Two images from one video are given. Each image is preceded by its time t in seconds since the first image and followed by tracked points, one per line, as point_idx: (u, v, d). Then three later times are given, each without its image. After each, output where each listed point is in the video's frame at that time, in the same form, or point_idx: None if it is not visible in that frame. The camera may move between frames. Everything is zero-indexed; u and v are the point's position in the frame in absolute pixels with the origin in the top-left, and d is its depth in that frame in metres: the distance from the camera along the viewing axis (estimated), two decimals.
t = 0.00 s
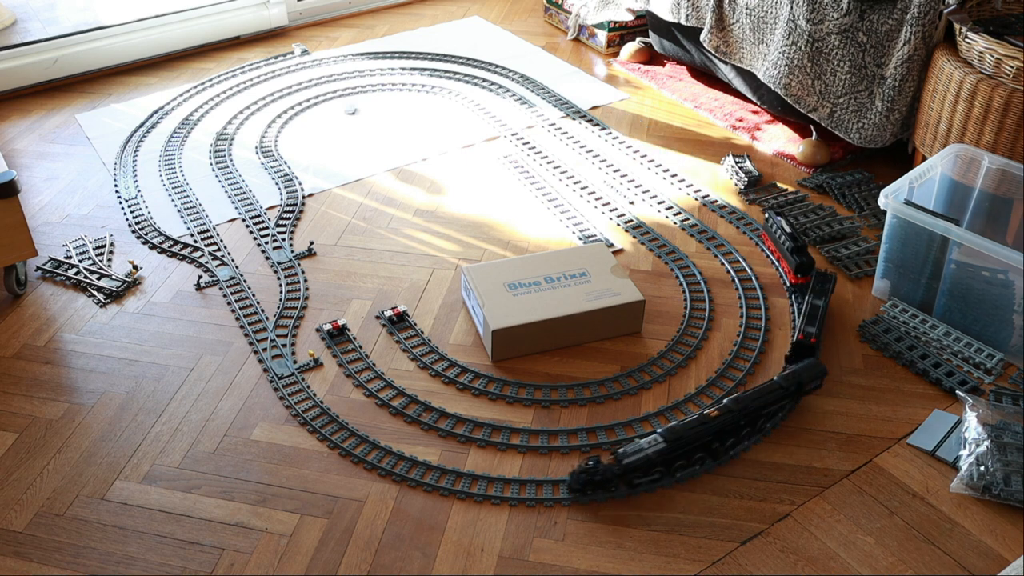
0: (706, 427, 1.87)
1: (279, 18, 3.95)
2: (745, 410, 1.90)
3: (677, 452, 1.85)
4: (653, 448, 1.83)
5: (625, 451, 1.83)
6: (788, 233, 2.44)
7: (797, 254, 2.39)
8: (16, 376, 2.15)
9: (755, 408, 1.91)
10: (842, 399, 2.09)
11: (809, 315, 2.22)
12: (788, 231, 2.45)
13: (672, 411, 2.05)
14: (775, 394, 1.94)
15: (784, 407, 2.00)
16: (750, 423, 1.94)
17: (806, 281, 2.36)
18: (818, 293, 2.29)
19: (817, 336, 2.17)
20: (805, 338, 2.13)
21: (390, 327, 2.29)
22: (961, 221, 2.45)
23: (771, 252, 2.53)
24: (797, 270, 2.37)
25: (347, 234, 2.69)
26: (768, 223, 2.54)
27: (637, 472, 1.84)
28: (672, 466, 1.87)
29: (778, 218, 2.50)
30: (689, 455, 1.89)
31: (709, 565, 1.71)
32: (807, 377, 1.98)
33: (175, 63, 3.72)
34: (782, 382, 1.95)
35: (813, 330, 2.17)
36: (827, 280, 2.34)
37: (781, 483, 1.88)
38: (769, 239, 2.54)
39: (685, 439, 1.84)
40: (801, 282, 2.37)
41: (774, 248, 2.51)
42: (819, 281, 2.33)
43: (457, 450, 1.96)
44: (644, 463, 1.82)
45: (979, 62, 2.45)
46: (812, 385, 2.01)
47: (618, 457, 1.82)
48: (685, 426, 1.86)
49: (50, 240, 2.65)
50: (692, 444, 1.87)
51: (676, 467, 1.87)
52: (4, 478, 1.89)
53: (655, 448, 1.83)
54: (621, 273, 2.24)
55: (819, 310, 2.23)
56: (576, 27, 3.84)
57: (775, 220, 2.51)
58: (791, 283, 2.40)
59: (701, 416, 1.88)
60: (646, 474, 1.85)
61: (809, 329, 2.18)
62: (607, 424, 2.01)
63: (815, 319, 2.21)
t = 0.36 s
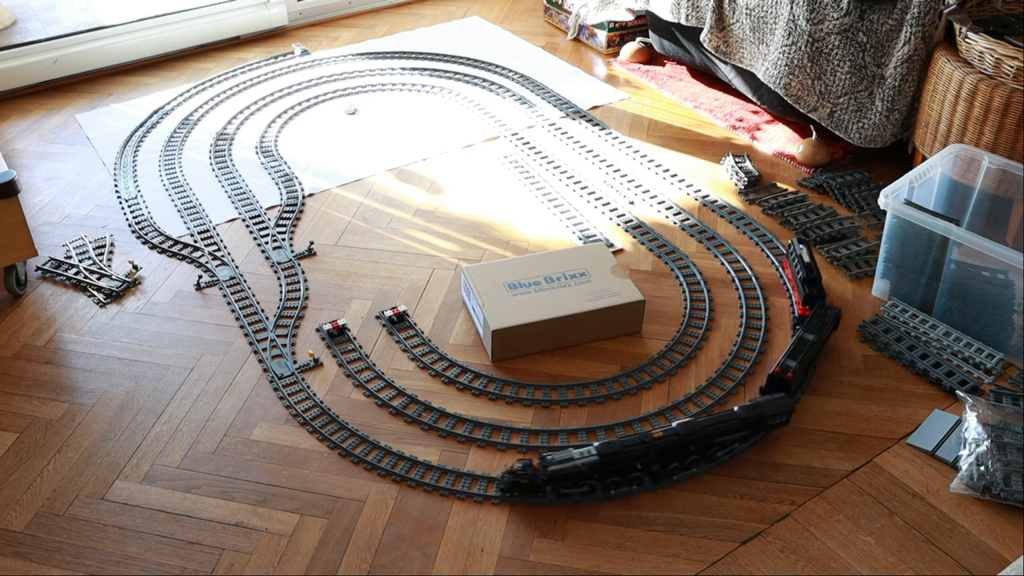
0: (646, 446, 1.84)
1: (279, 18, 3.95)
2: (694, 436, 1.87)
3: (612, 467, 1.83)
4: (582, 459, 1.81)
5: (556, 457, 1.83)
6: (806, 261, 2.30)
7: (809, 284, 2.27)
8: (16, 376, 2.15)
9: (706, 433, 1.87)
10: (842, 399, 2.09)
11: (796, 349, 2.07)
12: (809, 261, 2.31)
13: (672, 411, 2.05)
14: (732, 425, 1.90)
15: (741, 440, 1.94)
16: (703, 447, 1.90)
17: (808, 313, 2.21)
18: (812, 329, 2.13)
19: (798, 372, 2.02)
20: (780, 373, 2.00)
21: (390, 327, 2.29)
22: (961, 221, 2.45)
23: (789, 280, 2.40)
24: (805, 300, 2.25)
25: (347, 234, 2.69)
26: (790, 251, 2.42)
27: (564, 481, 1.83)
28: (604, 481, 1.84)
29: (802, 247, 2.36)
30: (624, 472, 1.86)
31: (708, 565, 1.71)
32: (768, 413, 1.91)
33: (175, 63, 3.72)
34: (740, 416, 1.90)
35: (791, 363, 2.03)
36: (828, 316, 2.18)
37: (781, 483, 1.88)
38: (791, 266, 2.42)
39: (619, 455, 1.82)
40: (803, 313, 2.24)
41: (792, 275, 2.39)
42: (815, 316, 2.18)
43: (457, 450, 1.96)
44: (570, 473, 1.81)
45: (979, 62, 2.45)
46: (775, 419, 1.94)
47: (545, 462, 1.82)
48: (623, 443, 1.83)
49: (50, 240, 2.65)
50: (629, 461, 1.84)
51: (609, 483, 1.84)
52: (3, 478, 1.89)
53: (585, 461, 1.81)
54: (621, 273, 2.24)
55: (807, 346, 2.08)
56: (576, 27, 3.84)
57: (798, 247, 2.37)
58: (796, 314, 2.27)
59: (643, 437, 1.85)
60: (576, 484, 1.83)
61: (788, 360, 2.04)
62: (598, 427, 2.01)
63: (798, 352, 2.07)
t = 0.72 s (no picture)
0: (578, 458, 1.81)
1: (279, 18, 3.95)
2: (632, 455, 1.83)
3: (541, 473, 1.82)
4: (508, 460, 1.81)
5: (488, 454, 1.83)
6: (812, 294, 2.23)
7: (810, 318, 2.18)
8: (16, 376, 2.15)
9: (644, 454, 1.83)
10: (842, 399, 2.09)
11: (768, 383, 1.98)
12: (816, 294, 2.23)
13: (672, 411, 2.05)
14: (674, 451, 1.84)
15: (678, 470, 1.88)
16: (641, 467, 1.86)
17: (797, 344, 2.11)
18: (793, 364, 2.02)
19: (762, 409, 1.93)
20: (739, 404, 1.93)
21: (390, 327, 2.29)
22: (961, 221, 2.45)
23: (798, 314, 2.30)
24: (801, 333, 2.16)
25: (347, 234, 2.69)
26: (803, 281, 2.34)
27: (489, 478, 1.83)
28: (528, 485, 1.84)
29: (815, 280, 2.28)
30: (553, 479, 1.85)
31: (709, 565, 1.71)
32: (714, 443, 1.84)
33: (175, 63, 3.72)
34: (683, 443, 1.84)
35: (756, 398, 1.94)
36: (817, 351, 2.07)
37: (781, 483, 1.88)
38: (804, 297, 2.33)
39: (549, 462, 1.81)
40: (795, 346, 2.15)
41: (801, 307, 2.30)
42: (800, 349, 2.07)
43: (457, 450, 1.96)
44: (493, 471, 1.81)
45: (979, 62, 2.45)
46: (722, 451, 1.86)
47: (473, 456, 1.83)
48: (556, 452, 1.82)
49: (50, 240, 2.65)
50: (561, 469, 1.82)
51: (533, 488, 1.83)
52: (3, 478, 1.89)
53: (514, 462, 1.81)
54: (621, 273, 2.24)
55: (781, 380, 1.98)
56: (576, 27, 3.84)
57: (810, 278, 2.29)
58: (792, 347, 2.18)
59: (577, 449, 1.82)
60: (502, 484, 1.84)
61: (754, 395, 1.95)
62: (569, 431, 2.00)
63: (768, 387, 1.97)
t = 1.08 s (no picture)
0: (505, 458, 1.82)
1: (279, 18, 3.95)
2: (560, 465, 1.81)
3: (466, 467, 1.84)
4: (435, 450, 1.84)
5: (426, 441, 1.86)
6: (806, 329, 2.09)
7: (797, 353, 2.07)
8: (16, 376, 2.15)
9: (571, 465, 1.80)
10: (842, 399, 2.09)
11: (723, 412, 1.90)
12: (811, 330, 2.09)
13: (672, 411, 2.05)
14: (603, 468, 1.80)
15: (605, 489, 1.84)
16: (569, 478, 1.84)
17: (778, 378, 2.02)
18: (756, 398, 1.94)
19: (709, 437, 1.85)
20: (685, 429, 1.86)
21: (390, 327, 2.29)
22: (961, 220, 2.45)
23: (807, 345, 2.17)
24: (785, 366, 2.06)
25: (347, 234, 2.69)
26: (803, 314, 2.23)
27: (417, 464, 1.87)
28: (453, 477, 1.86)
29: (815, 314, 2.12)
30: (482, 475, 1.86)
31: (708, 565, 1.71)
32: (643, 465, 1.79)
33: (175, 63, 3.72)
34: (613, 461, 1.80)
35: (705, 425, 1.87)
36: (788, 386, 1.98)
37: (781, 483, 1.88)
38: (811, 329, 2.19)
39: (474, 458, 1.82)
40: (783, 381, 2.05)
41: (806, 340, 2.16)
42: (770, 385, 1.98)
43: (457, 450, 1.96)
44: (420, 457, 1.84)
45: (979, 62, 2.45)
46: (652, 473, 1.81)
47: (403, 440, 1.87)
48: (486, 450, 1.82)
49: (50, 240, 2.65)
50: (488, 466, 1.83)
51: (457, 480, 1.86)
52: (3, 478, 1.89)
53: (442, 452, 1.83)
54: (621, 273, 2.24)
55: (738, 413, 1.91)
56: (576, 27, 3.84)
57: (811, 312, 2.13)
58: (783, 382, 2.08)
59: (505, 450, 1.82)
60: (429, 472, 1.86)
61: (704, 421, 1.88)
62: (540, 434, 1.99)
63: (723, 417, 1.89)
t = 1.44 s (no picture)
0: (434, 447, 1.86)
1: (279, 18, 3.95)
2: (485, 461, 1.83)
3: (398, 449, 1.89)
4: (370, 427, 1.90)
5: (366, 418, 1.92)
6: (787, 366, 2.02)
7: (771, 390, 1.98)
8: (16, 376, 2.15)
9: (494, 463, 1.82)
10: (842, 399, 2.09)
11: (663, 436, 1.87)
12: (789, 366, 2.02)
13: (672, 411, 2.05)
14: (523, 472, 1.81)
15: (527, 495, 1.84)
16: (492, 477, 1.85)
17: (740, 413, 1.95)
18: (703, 424, 1.89)
19: (638, 458, 1.81)
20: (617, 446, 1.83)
21: (390, 327, 2.29)
22: (961, 221, 2.45)
23: (800, 386, 2.06)
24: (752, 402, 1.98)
25: (347, 234, 2.69)
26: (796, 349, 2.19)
27: (352, 438, 1.93)
28: (384, 456, 1.91)
29: (800, 351, 2.07)
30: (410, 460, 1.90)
31: (709, 565, 1.71)
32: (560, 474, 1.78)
33: (175, 63, 3.72)
34: (533, 468, 1.80)
35: (639, 446, 1.83)
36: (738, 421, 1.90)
37: (781, 483, 1.88)
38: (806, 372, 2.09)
39: (405, 441, 1.87)
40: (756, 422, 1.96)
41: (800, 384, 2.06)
42: (724, 416, 1.91)
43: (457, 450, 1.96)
44: (355, 432, 1.91)
45: (979, 62, 2.45)
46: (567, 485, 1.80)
47: (344, 414, 1.94)
48: (418, 437, 1.87)
49: (50, 240, 2.65)
50: (417, 452, 1.87)
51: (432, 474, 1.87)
52: (3, 478, 1.89)
53: (374, 430, 1.89)
54: (621, 273, 2.24)
55: (680, 439, 1.86)
56: (576, 27, 3.84)
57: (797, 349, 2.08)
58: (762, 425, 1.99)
59: (433, 439, 1.86)
60: (362, 448, 1.92)
61: (637, 442, 1.84)
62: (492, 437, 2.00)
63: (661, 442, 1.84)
